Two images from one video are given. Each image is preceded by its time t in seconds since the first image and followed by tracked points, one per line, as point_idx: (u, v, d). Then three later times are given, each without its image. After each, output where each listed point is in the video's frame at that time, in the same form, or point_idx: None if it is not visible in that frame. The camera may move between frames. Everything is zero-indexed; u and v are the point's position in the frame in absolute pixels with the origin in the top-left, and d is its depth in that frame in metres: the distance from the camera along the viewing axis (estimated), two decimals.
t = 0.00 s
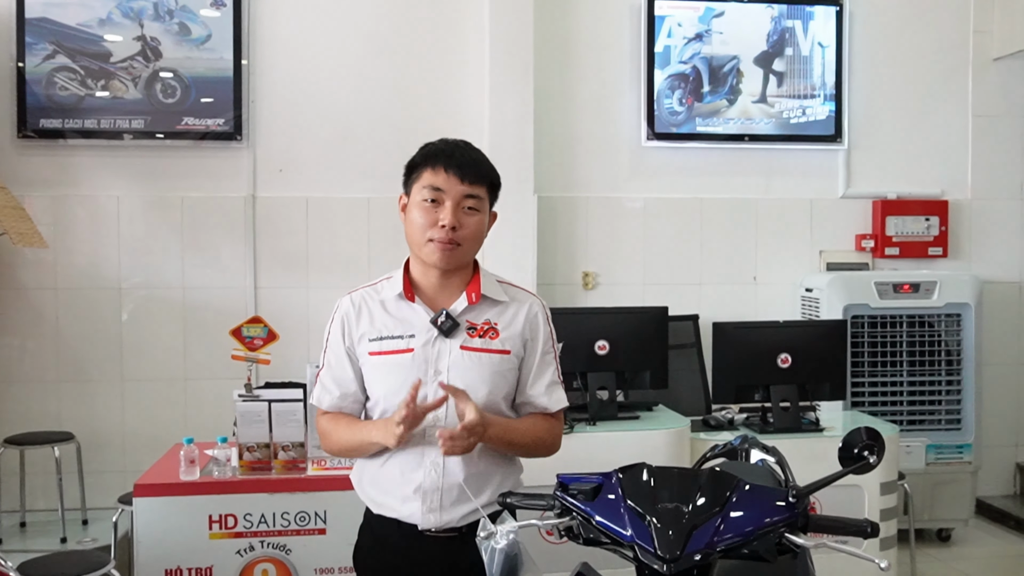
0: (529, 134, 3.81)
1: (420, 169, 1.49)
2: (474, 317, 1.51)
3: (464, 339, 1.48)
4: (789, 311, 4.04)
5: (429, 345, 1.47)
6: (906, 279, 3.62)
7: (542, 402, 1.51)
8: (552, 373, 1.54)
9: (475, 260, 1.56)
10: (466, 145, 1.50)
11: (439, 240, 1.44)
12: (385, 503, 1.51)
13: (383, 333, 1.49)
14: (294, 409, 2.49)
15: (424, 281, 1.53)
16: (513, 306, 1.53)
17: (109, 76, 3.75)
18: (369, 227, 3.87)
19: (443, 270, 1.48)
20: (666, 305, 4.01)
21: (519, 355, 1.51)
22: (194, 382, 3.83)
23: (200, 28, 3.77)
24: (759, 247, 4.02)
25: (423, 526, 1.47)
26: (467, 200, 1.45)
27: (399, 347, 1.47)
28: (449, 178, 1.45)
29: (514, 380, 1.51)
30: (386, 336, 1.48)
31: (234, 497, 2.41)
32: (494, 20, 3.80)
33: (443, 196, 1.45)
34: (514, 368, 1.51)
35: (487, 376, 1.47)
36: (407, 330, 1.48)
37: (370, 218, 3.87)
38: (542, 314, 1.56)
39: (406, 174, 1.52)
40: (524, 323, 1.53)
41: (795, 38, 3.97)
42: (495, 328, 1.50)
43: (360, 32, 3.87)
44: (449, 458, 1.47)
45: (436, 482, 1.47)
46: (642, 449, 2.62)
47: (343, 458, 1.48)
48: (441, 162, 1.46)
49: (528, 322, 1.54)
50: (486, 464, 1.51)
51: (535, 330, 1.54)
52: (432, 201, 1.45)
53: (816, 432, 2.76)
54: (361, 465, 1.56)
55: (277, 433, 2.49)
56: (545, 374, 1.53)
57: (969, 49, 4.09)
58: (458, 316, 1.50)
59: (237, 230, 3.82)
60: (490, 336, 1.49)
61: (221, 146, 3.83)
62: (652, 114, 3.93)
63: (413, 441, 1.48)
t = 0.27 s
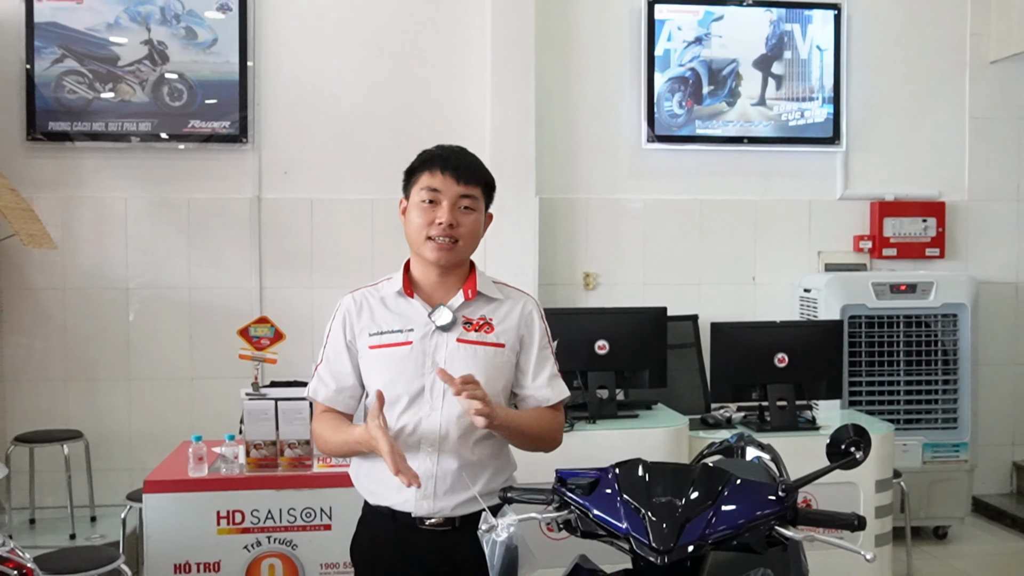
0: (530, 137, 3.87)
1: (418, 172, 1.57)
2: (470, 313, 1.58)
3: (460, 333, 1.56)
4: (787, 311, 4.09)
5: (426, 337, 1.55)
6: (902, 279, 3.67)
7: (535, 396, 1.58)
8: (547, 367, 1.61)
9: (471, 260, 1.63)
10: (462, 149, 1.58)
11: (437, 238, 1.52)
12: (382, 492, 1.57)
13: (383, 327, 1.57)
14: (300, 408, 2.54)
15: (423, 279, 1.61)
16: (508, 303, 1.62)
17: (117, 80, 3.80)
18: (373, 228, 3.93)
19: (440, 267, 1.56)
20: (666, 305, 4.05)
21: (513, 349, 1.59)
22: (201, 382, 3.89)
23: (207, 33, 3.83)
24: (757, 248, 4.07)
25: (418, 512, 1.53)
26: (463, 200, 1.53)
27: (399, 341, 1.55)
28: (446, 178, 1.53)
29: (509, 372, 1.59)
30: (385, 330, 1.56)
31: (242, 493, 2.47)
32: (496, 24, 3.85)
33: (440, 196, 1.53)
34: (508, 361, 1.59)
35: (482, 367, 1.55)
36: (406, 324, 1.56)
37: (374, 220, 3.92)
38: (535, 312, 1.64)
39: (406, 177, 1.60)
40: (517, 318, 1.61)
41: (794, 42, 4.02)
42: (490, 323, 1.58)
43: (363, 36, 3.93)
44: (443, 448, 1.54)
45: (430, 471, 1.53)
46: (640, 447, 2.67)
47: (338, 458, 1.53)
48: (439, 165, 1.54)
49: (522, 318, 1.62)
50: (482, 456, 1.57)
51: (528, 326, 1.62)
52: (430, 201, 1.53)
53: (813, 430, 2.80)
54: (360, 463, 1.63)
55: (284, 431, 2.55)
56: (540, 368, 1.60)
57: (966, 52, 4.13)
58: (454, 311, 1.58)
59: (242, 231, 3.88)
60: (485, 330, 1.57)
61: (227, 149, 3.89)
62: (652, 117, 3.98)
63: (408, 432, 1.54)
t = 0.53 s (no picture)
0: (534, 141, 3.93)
1: (418, 180, 1.65)
2: (467, 318, 1.65)
3: (457, 337, 1.62)
4: (788, 313, 4.14)
5: (426, 342, 1.61)
6: (901, 281, 3.72)
7: (530, 399, 1.64)
8: (541, 370, 1.67)
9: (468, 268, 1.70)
10: (460, 160, 1.67)
11: (437, 240, 1.59)
12: (383, 491, 1.65)
13: (384, 332, 1.64)
14: (309, 408, 2.60)
15: (422, 284, 1.67)
16: (503, 308, 1.68)
17: (127, 85, 3.87)
18: (379, 231, 3.99)
19: (439, 270, 1.62)
20: (668, 307, 4.11)
21: (508, 353, 1.65)
22: (210, 382, 3.95)
23: (215, 39, 3.89)
24: (758, 251, 4.12)
25: (416, 509, 1.60)
26: (461, 205, 1.61)
27: (399, 345, 1.62)
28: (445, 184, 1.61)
29: (504, 375, 1.65)
30: (386, 335, 1.63)
31: (252, 492, 2.53)
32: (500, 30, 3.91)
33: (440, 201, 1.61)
34: (504, 365, 1.64)
35: (479, 370, 1.61)
36: (406, 328, 1.63)
37: (380, 223, 3.99)
38: (530, 318, 1.70)
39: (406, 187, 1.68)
40: (513, 323, 1.67)
41: (794, 47, 4.07)
42: (486, 328, 1.64)
43: (369, 42, 3.99)
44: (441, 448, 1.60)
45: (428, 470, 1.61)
46: (641, 448, 2.73)
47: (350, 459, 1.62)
48: (438, 172, 1.63)
49: (518, 324, 1.68)
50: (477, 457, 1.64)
51: (523, 331, 1.68)
52: (430, 206, 1.60)
53: (811, 431, 2.86)
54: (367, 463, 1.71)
55: (293, 431, 2.61)
56: (534, 371, 1.66)
57: (964, 57, 4.18)
58: (452, 315, 1.64)
59: (251, 234, 3.94)
60: (482, 335, 1.63)
61: (236, 153, 3.95)
62: (654, 121, 4.03)
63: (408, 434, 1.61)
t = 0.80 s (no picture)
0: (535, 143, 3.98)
1: (406, 183, 1.69)
2: (455, 315, 1.70)
3: (445, 334, 1.67)
4: (786, 313, 4.19)
5: (415, 339, 1.67)
6: (897, 282, 3.76)
7: (516, 392, 1.69)
8: (527, 363, 1.72)
9: (456, 266, 1.75)
10: (446, 163, 1.71)
11: (425, 243, 1.63)
12: (379, 483, 1.70)
13: (374, 331, 1.69)
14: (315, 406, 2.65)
15: (411, 283, 1.72)
16: (490, 305, 1.73)
17: (135, 88, 3.93)
18: (383, 232, 4.04)
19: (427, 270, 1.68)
20: (668, 307, 4.16)
21: (495, 348, 1.70)
22: (216, 380, 4.01)
23: (221, 42, 3.95)
24: (757, 251, 4.17)
25: (410, 501, 1.66)
26: (448, 209, 1.65)
27: (389, 343, 1.67)
28: (432, 189, 1.66)
29: (491, 369, 1.70)
30: (377, 333, 1.68)
31: (259, 487, 2.59)
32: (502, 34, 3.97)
33: (427, 205, 1.65)
34: (491, 359, 1.70)
35: (466, 365, 1.66)
36: (396, 327, 1.68)
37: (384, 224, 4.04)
38: (516, 313, 1.76)
39: (394, 189, 1.72)
40: (499, 319, 1.72)
41: (793, 50, 4.12)
42: (473, 324, 1.69)
43: (373, 45, 4.04)
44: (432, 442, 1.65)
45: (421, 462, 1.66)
46: (640, 445, 2.78)
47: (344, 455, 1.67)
48: (425, 177, 1.67)
49: (504, 320, 1.73)
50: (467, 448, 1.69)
51: (509, 326, 1.73)
52: (418, 210, 1.65)
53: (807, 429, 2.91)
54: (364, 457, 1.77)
55: (298, 428, 2.66)
56: (520, 365, 1.72)
57: (962, 60, 4.22)
58: (440, 313, 1.70)
59: (256, 235, 4.00)
60: (469, 331, 1.69)
61: (242, 155, 4.01)
62: (654, 124, 4.08)
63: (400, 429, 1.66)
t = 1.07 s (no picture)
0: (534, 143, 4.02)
1: (380, 190, 1.70)
2: (434, 313, 1.73)
3: (426, 332, 1.71)
4: (784, 311, 4.22)
5: (396, 338, 1.71)
6: (894, 281, 3.79)
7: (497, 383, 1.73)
8: (506, 355, 1.76)
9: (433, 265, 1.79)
10: (418, 167, 1.72)
11: (404, 252, 1.67)
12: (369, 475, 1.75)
13: (356, 332, 1.73)
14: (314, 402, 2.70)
15: (389, 286, 1.75)
16: (467, 300, 1.76)
17: (137, 88, 3.97)
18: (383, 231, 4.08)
19: (407, 276, 1.71)
20: (666, 305, 4.18)
21: (475, 343, 1.74)
22: (218, 378, 4.05)
23: (223, 43, 3.99)
24: (754, 250, 4.20)
25: (398, 494, 1.70)
26: (424, 216, 1.68)
27: (372, 343, 1.71)
28: (408, 198, 1.67)
29: (472, 364, 1.74)
30: (359, 334, 1.72)
31: (259, 483, 2.62)
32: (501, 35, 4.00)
33: (403, 214, 1.68)
34: (471, 354, 1.73)
35: (447, 362, 1.70)
36: (377, 327, 1.72)
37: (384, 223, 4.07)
38: (494, 306, 1.79)
39: (367, 197, 1.73)
40: (477, 313, 1.76)
41: (790, 50, 4.14)
42: (453, 321, 1.73)
43: (373, 45, 4.07)
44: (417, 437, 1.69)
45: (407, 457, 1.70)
46: (635, 442, 2.81)
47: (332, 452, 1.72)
48: (399, 185, 1.68)
49: (482, 313, 1.76)
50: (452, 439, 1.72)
51: (488, 320, 1.77)
52: (394, 219, 1.67)
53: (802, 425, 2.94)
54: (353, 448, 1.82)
55: (298, 424, 2.70)
56: (500, 357, 1.75)
57: (958, 60, 4.25)
58: (420, 312, 1.73)
59: (257, 234, 4.03)
60: (448, 328, 1.72)
61: (243, 155, 4.04)
62: (652, 124, 4.11)
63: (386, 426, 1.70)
